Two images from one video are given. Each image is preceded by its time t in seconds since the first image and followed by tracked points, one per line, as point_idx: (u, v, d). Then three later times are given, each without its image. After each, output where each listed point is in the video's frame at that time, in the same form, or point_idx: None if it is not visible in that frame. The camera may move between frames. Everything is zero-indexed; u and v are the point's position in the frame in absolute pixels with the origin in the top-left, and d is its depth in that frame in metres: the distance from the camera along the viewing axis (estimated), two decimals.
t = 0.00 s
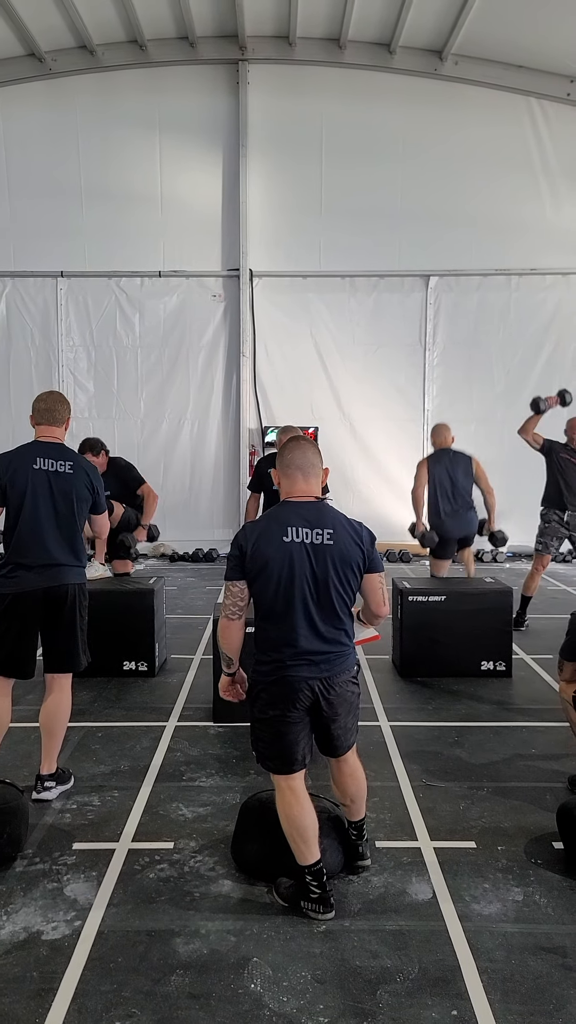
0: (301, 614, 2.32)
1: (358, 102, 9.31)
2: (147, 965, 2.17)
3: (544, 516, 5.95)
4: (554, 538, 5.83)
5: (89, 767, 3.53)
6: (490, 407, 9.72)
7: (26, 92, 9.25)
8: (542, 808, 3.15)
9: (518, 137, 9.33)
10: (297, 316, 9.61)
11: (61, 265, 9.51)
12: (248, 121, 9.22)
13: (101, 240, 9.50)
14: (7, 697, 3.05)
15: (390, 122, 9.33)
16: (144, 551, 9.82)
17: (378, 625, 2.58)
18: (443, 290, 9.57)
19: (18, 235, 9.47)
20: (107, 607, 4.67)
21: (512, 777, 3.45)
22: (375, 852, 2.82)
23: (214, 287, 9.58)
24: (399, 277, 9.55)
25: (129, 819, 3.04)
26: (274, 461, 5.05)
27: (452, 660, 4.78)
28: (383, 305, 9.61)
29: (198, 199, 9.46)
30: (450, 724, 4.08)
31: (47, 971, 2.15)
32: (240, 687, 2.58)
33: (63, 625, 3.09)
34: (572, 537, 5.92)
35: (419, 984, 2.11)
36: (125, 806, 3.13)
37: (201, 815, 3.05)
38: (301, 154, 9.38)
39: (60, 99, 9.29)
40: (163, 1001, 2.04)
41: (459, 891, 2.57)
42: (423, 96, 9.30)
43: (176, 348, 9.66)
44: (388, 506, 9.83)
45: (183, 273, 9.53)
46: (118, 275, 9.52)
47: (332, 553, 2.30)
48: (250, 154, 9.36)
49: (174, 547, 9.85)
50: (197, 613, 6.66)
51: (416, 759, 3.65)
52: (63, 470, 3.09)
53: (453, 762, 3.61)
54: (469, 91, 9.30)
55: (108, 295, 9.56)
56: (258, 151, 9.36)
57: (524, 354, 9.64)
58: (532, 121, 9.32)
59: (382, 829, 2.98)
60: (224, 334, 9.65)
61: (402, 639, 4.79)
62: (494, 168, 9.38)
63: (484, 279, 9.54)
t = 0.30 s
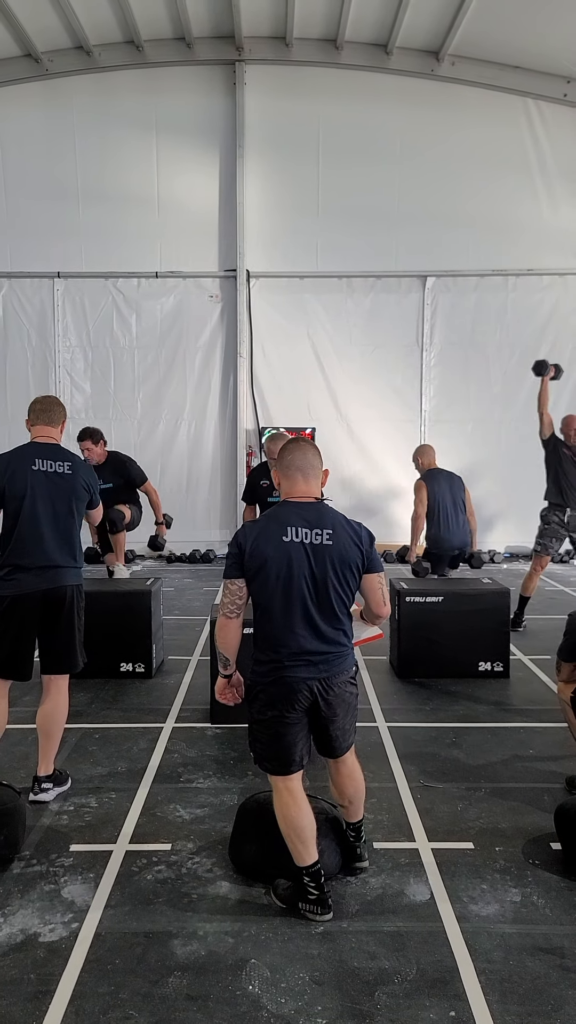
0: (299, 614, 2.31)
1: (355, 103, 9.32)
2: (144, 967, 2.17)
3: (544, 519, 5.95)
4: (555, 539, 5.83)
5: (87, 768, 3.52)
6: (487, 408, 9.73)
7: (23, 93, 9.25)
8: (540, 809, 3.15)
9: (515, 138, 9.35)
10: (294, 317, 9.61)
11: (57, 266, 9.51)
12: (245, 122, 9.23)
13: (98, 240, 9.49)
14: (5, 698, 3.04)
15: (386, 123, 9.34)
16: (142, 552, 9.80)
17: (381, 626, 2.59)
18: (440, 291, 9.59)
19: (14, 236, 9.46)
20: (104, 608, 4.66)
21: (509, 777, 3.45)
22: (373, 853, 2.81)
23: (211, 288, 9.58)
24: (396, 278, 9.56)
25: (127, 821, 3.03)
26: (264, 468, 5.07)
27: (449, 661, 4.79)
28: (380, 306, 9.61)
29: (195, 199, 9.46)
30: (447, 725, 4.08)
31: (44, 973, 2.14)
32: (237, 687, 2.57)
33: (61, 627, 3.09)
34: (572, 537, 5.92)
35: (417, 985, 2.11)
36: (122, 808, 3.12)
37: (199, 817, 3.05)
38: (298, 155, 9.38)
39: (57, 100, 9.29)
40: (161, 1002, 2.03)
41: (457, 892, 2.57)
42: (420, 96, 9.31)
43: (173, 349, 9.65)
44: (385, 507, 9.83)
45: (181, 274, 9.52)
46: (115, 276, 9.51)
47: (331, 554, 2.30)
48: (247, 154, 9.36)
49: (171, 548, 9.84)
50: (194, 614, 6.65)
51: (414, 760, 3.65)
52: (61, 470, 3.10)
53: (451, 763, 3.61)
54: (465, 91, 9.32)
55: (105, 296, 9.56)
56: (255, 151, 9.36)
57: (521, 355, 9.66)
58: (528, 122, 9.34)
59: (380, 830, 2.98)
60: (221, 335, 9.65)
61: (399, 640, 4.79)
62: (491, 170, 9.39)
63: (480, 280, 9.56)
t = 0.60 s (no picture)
0: (298, 615, 2.31)
1: (353, 104, 9.33)
2: (142, 968, 2.17)
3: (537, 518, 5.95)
4: (547, 538, 5.84)
5: (85, 769, 3.52)
6: (486, 409, 9.74)
7: (21, 94, 9.25)
8: (538, 810, 3.15)
9: (513, 139, 9.36)
10: (292, 317, 9.61)
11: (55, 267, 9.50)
12: (242, 122, 9.23)
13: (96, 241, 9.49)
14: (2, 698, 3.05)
15: (383, 124, 9.35)
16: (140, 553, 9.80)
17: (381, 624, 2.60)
18: (438, 292, 9.60)
19: (12, 237, 9.46)
20: (102, 609, 4.66)
21: (507, 778, 3.45)
22: (371, 854, 2.81)
23: (209, 289, 9.58)
24: (394, 279, 9.57)
25: (124, 822, 3.03)
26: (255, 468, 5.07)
27: (447, 661, 4.79)
28: (377, 306, 9.62)
29: (193, 200, 9.46)
30: (445, 725, 4.08)
31: (42, 974, 2.14)
32: (235, 687, 2.57)
33: (58, 627, 3.09)
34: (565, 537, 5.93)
35: (414, 985, 2.11)
36: (120, 809, 3.12)
37: (197, 817, 3.05)
38: (296, 156, 9.39)
39: (55, 101, 9.29)
40: (158, 1003, 2.03)
41: (455, 892, 2.57)
42: (417, 99, 9.33)
43: (171, 350, 9.65)
44: (382, 508, 9.84)
45: (178, 274, 9.52)
46: (113, 277, 9.51)
47: (329, 553, 2.30)
48: (245, 155, 9.37)
49: (169, 549, 9.84)
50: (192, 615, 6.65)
51: (412, 761, 3.65)
52: (60, 470, 3.12)
53: (449, 763, 3.61)
54: (463, 92, 9.32)
55: (103, 297, 9.56)
56: (253, 151, 9.37)
57: (519, 356, 9.67)
58: (526, 122, 9.35)
59: (378, 831, 2.98)
60: (218, 336, 9.65)
61: (396, 640, 4.80)
62: (488, 172, 9.41)
63: (478, 281, 9.57)
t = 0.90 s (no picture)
0: (295, 615, 2.31)
1: (351, 105, 9.34)
2: (140, 970, 2.16)
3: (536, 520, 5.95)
4: (545, 539, 5.83)
5: (83, 771, 3.52)
6: (484, 410, 9.75)
7: (19, 95, 9.25)
8: (537, 811, 3.15)
9: (511, 140, 9.38)
10: (290, 318, 9.62)
11: (54, 268, 9.51)
12: (241, 123, 9.24)
13: (95, 242, 9.50)
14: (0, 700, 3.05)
15: (381, 125, 9.36)
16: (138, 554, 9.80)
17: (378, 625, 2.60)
18: (436, 292, 9.61)
19: (11, 238, 9.46)
20: (100, 610, 4.66)
21: (506, 779, 3.45)
22: (369, 855, 2.82)
23: (208, 290, 9.58)
24: (392, 279, 9.58)
25: (123, 823, 3.02)
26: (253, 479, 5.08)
27: (445, 662, 4.80)
28: (376, 307, 9.63)
29: (192, 201, 9.46)
30: (443, 726, 4.09)
31: (40, 975, 2.14)
32: (234, 690, 2.57)
33: (56, 629, 3.08)
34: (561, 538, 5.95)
35: (412, 987, 2.11)
36: (119, 811, 3.12)
37: (195, 819, 3.05)
38: (294, 158, 9.40)
39: (53, 102, 9.29)
40: (157, 1005, 2.03)
41: (453, 893, 2.57)
42: (415, 100, 9.34)
43: (169, 351, 9.65)
44: (380, 509, 9.85)
45: (177, 275, 9.52)
46: (111, 279, 9.52)
47: (326, 553, 2.30)
48: (244, 156, 9.38)
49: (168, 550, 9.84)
50: (190, 616, 6.65)
51: (410, 762, 3.65)
52: (56, 472, 3.10)
53: (447, 764, 3.62)
54: (461, 94, 9.34)
55: (101, 299, 9.56)
56: (252, 152, 9.37)
57: (517, 357, 9.68)
58: (524, 123, 9.37)
59: (376, 832, 2.98)
60: (217, 337, 9.66)
61: (395, 641, 4.80)
62: (486, 173, 9.42)
63: (476, 281, 9.58)
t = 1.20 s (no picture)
0: (293, 616, 2.32)
1: (351, 106, 9.35)
2: (139, 971, 2.16)
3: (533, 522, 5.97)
4: (542, 538, 5.86)
5: (82, 771, 3.52)
6: (483, 409, 9.76)
7: (19, 96, 9.25)
8: (536, 812, 3.15)
9: (510, 141, 9.39)
10: (289, 319, 9.62)
11: (53, 269, 9.50)
12: (240, 124, 9.25)
13: (94, 243, 9.50)
14: None
15: (380, 126, 9.37)
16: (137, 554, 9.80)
17: (377, 626, 2.60)
18: (435, 293, 9.61)
19: (10, 238, 9.46)
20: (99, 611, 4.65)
21: (505, 780, 3.45)
22: (368, 855, 2.82)
23: (207, 290, 9.58)
24: (391, 280, 9.58)
25: (122, 824, 3.02)
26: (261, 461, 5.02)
27: (444, 663, 4.80)
28: (375, 308, 9.64)
29: (191, 202, 9.47)
30: (443, 727, 4.08)
31: (40, 976, 2.14)
32: (232, 689, 2.58)
33: (54, 629, 3.08)
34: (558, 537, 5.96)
35: (412, 988, 2.11)
36: (118, 811, 3.12)
37: (194, 820, 3.05)
38: (293, 159, 9.41)
39: (54, 102, 9.30)
40: (156, 1006, 2.03)
41: (452, 894, 2.57)
42: (414, 102, 9.35)
43: (169, 352, 9.66)
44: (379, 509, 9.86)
45: (176, 275, 9.53)
46: (110, 279, 9.52)
47: (324, 555, 2.30)
48: (243, 157, 9.38)
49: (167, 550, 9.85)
50: (190, 617, 6.65)
51: (408, 763, 3.66)
52: (52, 473, 3.09)
53: (446, 765, 3.62)
54: (461, 95, 9.35)
55: (100, 299, 9.56)
56: (251, 152, 9.38)
57: (517, 357, 9.69)
58: (523, 124, 9.37)
59: (375, 833, 2.98)
60: (216, 338, 9.66)
61: (395, 642, 4.79)
62: (484, 174, 9.43)
63: (475, 282, 9.59)
